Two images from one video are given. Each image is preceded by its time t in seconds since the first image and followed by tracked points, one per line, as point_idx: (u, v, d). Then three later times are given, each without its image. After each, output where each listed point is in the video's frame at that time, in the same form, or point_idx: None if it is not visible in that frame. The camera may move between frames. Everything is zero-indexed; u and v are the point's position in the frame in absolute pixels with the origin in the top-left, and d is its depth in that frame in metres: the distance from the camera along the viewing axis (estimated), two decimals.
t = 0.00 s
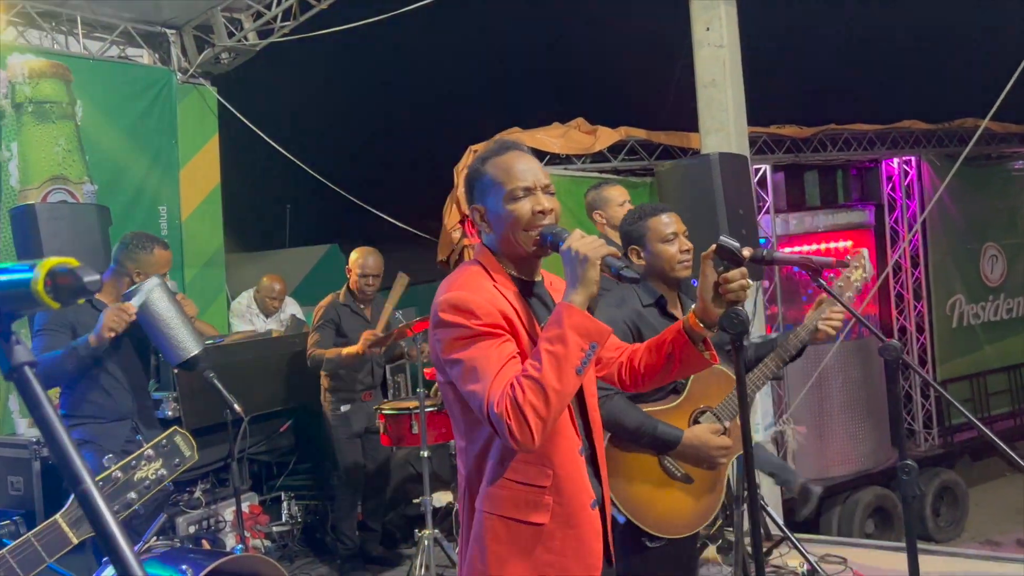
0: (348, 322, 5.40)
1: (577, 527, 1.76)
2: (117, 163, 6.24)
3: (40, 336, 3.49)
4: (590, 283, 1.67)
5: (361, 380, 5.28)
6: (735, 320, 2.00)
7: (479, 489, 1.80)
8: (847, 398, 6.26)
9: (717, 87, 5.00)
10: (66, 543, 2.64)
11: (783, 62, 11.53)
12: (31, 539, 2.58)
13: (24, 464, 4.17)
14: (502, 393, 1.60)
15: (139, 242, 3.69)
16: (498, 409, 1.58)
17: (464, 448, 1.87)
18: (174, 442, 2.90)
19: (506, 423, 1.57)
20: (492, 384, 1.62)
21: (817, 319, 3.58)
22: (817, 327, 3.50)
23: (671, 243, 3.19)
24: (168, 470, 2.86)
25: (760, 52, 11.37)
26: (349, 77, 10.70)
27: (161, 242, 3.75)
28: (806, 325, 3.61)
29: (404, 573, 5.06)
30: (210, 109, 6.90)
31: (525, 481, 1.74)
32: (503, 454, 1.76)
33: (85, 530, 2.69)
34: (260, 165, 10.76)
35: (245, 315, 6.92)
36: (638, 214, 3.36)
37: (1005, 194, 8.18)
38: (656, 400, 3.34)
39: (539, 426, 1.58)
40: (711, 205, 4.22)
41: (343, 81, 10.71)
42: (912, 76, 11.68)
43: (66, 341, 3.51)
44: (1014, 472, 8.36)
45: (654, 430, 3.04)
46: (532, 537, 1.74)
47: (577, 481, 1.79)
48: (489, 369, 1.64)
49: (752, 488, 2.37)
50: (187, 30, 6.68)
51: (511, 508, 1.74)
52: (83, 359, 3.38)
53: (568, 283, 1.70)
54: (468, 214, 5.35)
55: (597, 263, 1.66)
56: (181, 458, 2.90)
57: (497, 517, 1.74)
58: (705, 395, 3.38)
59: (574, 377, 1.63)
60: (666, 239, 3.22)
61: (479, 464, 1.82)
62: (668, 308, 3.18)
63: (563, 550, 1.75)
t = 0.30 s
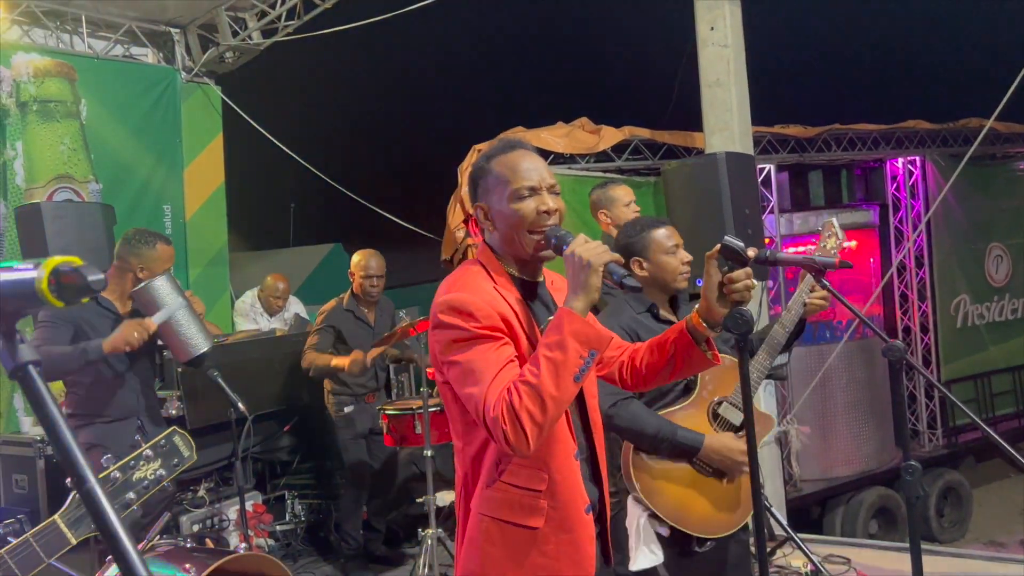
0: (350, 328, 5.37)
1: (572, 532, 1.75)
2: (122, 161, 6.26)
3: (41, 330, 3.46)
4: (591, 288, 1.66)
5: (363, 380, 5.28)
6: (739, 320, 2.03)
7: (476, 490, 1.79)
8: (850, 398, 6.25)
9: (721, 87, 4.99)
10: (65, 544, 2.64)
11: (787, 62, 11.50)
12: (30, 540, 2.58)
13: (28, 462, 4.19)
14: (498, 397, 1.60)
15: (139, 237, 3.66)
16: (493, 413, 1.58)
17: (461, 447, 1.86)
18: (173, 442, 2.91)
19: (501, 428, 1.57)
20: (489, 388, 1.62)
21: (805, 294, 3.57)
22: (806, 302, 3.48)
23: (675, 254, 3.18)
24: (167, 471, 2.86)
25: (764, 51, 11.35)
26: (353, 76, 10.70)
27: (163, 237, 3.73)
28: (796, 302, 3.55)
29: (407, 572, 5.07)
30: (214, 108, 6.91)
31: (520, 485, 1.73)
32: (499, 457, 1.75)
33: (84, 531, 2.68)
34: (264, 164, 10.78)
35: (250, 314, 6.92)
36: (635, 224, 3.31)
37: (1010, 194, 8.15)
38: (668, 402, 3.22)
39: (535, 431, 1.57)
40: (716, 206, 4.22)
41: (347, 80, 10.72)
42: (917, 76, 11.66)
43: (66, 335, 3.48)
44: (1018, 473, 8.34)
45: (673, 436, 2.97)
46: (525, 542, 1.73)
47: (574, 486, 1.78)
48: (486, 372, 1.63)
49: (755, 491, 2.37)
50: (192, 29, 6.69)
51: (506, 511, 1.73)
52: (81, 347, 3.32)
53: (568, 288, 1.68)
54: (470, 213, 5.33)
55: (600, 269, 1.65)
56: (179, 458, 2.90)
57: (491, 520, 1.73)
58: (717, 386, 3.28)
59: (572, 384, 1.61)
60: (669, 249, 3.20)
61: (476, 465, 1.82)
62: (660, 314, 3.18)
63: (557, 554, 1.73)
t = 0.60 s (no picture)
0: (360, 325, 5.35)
1: (570, 532, 1.73)
2: (124, 158, 6.26)
3: (44, 332, 3.45)
4: (590, 288, 1.65)
5: (363, 378, 5.27)
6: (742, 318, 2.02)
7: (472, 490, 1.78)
8: (850, 398, 6.25)
9: (722, 86, 4.99)
10: (61, 540, 2.65)
11: (789, 61, 11.49)
12: (28, 537, 2.59)
13: (28, 459, 4.18)
14: (495, 396, 1.59)
15: (142, 233, 3.68)
16: (491, 413, 1.57)
17: (455, 445, 1.85)
18: (169, 437, 2.91)
19: (500, 427, 1.56)
20: (487, 386, 1.60)
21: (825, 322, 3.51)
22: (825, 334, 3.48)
23: (710, 247, 3.19)
24: (163, 466, 2.86)
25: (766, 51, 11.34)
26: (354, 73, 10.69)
27: (165, 233, 3.74)
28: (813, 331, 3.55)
29: (406, 570, 5.07)
30: (215, 105, 6.91)
31: (517, 484, 1.73)
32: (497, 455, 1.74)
33: (82, 526, 2.70)
34: (265, 162, 10.78)
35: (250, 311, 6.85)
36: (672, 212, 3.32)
37: (1012, 195, 8.14)
38: (670, 398, 3.30)
39: (533, 429, 1.56)
40: (716, 206, 4.21)
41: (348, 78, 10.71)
42: (918, 76, 11.66)
43: (72, 339, 3.47)
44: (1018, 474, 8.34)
45: (673, 431, 2.98)
46: (522, 541, 1.71)
47: (572, 486, 1.76)
48: (484, 370, 1.62)
49: (758, 492, 2.41)
50: (193, 27, 6.68)
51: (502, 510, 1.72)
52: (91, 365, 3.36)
53: (568, 287, 1.68)
54: (470, 212, 5.32)
55: (597, 267, 1.63)
56: (176, 454, 2.91)
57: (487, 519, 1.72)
58: (719, 396, 3.31)
59: (572, 382, 1.61)
60: (704, 241, 3.21)
61: (472, 463, 1.80)
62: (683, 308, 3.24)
63: (555, 554, 1.71)
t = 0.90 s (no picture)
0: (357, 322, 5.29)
1: (554, 534, 1.73)
2: (123, 155, 6.25)
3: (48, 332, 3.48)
4: (571, 283, 1.66)
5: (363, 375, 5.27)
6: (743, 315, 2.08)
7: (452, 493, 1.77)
8: (850, 398, 6.25)
9: (723, 86, 4.98)
10: (58, 535, 2.64)
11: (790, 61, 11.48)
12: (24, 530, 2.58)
13: (26, 455, 4.18)
14: (474, 398, 1.57)
15: (140, 232, 3.56)
16: (470, 416, 1.55)
17: (433, 448, 1.83)
18: (166, 433, 2.90)
19: (479, 430, 1.55)
20: (465, 388, 1.59)
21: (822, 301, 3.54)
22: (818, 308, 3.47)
23: (683, 236, 3.16)
24: (160, 462, 2.86)
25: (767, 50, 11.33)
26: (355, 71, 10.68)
27: (164, 231, 3.65)
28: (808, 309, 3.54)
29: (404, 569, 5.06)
30: (215, 102, 6.91)
31: (499, 487, 1.72)
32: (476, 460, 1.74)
33: (79, 521, 2.69)
34: (265, 159, 10.77)
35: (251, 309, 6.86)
36: (647, 203, 3.30)
37: (1012, 196, 8.14)
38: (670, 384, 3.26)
39: (514, 432, 1.56)
40: (716, 204, 4.21)
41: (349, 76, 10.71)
42: (918, 77, 11.68)
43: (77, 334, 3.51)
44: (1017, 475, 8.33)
45: (670, 427, 2.91)
46: (504, 545, 1.72)
47: (555, 486, 1.76)
48: (463, 373, 1.60)
49: (757, 488, 2.42)
50: (194, 23, 6.67)
51: (483, 514, 1.72)
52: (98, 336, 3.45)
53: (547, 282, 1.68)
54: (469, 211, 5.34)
55: (581, 262, 1.64)
56: (173, 450, 2.90)
57: (466, 523, 1.72)
58: (719, 379, 3.29)
59: (554, 382, 1.61)
60: (678, 231, 3.18)
61: (450, 466, 1.79)
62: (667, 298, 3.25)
63: (537, 556, 1.72)
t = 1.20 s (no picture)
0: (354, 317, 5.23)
1: (514, 552, 1.70)
2: (122, 152, 6.25)
3: (44, 319, 3.45)
4: (558, 288, 1.65)
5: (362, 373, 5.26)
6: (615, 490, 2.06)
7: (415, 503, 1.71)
8: (848, 397, 6.24)
9: (723, 85, 4.98)
10: (54, 531, 2.64)
11: (790, 61, 11.47)
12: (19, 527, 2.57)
13: (24, 452, 4.17)
14: (452, 404, 1.55)
15: (141, 228, 3.59)
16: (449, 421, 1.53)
17: (402, 455, 1.78)
18: (163, 429, 2.92)
19: (456, 437, 1.53)
20: (443, 394, 1.57)
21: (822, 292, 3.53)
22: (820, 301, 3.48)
23: (665, 245, 3.18)
24: (158, 459, 2.88)
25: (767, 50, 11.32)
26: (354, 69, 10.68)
27: (166, 228, 3.65)
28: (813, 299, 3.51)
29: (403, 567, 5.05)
30: (214, 99, 6.90)
31: (465, 500, 1.67)
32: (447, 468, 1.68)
33: (75, 517, 2.70)
34: (264, 157, 10.77)
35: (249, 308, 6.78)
36: (628, 215, 3.34)
37: (1011, 196, 8.14)
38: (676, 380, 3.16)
39: (492, 441, 1.54)
40: (715, 202, 4.20)
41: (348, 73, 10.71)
42: (918, 77, 11.69)
43: (70, 323, 3.47)
44: (1015, 475, 8.33)
45: (673, 420, 2.91)
46: (465, 561, 1.67)
47: (515, 507, 1.72)
48: (441, 378, 1.58)
49: (754, 488, 2.47)
50: (193, 21, 6.66)
51: (448, 528, 1.66)
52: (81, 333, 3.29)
53: (535, 288, 1.67)
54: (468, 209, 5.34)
55: (570, 268, 1.64)
56: (170, 446, 2.92)
57: (429, 536, 1.66)
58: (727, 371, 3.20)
59: (536, 394, 1.60)
60: (660, 240, 3.21)
61: (418, 477, 1.73)
62: (655, 304, 3.18)
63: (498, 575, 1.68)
